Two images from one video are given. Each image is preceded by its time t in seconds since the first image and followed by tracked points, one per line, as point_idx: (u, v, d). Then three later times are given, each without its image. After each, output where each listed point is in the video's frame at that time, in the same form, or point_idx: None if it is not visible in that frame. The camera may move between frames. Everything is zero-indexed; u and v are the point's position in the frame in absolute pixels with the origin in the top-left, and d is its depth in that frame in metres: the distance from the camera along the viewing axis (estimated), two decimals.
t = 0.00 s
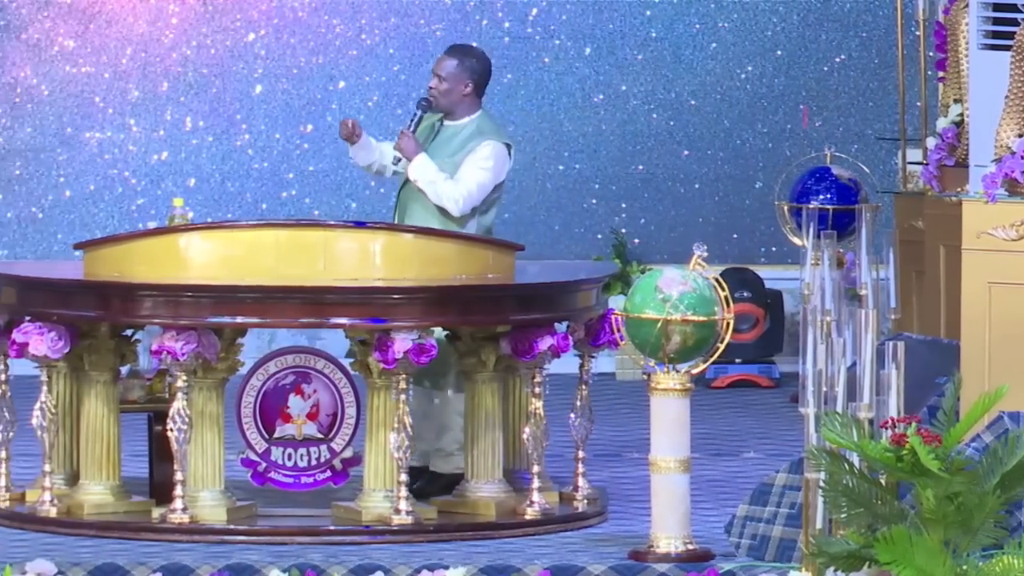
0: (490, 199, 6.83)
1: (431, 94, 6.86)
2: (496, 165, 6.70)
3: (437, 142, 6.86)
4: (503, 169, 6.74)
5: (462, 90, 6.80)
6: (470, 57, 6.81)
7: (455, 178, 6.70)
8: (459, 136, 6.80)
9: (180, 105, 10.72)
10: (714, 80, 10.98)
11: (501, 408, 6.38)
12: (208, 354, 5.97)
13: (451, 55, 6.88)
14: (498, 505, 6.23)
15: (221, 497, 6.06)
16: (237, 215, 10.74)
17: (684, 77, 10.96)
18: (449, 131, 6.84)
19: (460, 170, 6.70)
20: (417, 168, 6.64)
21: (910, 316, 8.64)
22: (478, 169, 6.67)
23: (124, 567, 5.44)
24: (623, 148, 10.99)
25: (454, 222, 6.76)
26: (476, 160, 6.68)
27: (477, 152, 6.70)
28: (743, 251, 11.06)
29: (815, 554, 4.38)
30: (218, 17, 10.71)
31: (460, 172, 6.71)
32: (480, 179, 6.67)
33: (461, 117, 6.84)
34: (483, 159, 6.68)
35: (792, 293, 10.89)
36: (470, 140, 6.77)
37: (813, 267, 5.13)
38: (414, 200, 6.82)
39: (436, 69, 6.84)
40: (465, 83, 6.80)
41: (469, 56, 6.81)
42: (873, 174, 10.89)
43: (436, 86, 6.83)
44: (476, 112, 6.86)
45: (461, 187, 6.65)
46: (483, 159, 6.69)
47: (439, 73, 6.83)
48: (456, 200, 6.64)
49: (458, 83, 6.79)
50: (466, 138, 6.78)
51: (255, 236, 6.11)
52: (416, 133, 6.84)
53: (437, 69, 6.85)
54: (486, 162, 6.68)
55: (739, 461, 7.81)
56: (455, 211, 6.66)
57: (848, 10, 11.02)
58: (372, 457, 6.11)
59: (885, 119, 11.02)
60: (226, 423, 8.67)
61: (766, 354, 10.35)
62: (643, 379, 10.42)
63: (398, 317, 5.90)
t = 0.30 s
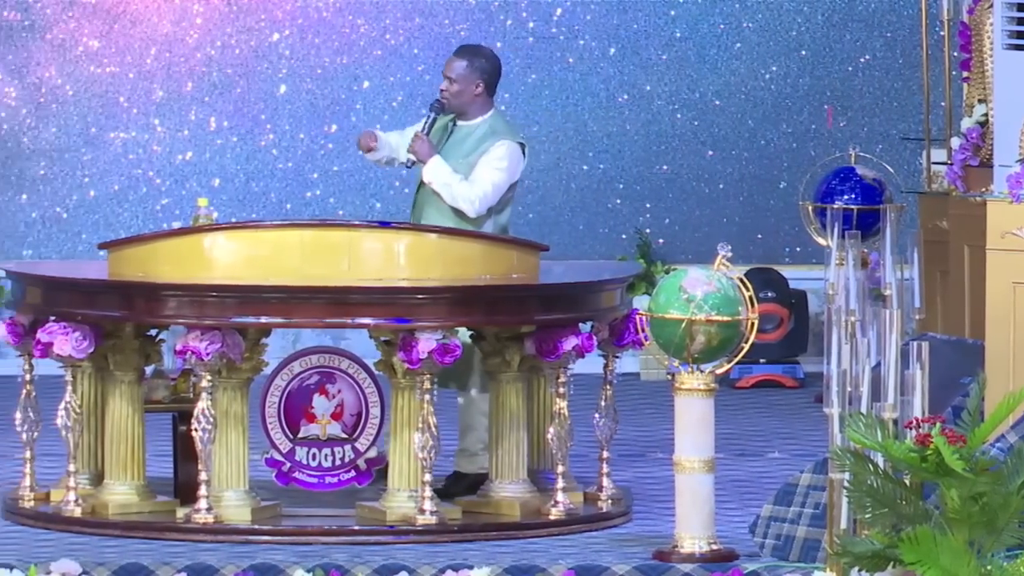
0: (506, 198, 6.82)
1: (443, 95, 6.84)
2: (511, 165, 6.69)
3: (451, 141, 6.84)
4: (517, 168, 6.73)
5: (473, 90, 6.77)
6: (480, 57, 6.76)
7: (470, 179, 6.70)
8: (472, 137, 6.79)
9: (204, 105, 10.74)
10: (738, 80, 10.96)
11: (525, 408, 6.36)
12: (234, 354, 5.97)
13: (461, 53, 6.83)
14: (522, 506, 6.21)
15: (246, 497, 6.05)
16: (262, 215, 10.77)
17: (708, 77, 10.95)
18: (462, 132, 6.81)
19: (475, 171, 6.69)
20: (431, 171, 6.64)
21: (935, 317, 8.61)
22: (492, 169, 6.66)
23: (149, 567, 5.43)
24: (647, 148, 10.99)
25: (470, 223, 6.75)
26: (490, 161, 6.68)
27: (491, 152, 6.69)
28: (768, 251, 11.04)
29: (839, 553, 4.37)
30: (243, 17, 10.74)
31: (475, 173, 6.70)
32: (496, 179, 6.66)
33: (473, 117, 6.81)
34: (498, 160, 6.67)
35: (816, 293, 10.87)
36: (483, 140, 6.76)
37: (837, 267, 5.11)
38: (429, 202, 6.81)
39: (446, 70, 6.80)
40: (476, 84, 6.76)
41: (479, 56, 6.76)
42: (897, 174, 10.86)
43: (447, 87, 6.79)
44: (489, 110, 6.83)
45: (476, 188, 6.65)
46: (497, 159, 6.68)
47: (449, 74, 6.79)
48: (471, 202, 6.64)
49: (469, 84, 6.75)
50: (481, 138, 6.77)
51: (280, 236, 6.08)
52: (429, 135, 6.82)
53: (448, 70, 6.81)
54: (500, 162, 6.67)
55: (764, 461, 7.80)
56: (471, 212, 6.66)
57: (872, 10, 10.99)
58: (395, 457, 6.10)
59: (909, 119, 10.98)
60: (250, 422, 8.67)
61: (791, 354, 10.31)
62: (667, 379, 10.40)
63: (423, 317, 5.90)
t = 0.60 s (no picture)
0: (511, 196, 6.78)
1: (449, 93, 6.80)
2: (515, 163, 6.64)
3: (457, 141, 6.80)
4: (522, 166, 6.68)
5: (480, 90, 6.74)
6: (489, 57, 6.73)
7: (474, 175, 6.63)
8: (477, 136, 6.75)
9: (238, 105, 10.74)
10: (772, 80, 10.89)
11: (558, 408, 6.31)
12: (267, 354, 5.94)
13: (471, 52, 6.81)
14: (555, 506, 6.16)
15: (279, 496, 6.01)
16: (295, 215, 10.75)
17: (741, 77, 10.88)
18: (467, 131, 6.77)
19: (479, 167, 6.63)
20: (435, 166, 6.57)
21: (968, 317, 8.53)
22: (496, 166, 6.60)
23: (182, 567, 5.37)
24: (680, 148, 10.93)
25: (474, 218, 6.71)
26: (495, 157, 6.62)
27: (496, 149, 6.64)
28: (801, 251, 10.94)
29: (872, 555, 4.20)
30: (276, 17, 10.74)
31: (479, 169, 6.64)
32: (500, 176, 6.60)
33: (478, 117, 6.77)
34: (502, 156, 6.62)
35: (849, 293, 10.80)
36: (488, 139, 6.71)
37: (871, 267, 5.09)
38: (435, 199, 6.77)
39: (454, 68, 6.78)
40: (483, 83, 6.73)
41: (488, 56, 6.73)
42: (931, 174, 10.76)
43: (454, 85, 6.76)
44: (495, 111, 6.80)
45: (480, 184, 6.59)
46: (502, 156, 6.62)
47: (457, 72, 6.76)
48: (474, 197, 6.57)
49: (476, 83, 6.73)
50: (486, 137, 6.73)
51: (313, 237, 6.02)
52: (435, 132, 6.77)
53: (455, 69, 6.78)
54: (505, 159, 6.62)
55: (797, 460, 7.73)
56: (472, 208, 6.59)
57: (906, 10, 10.90)
58: (428, 457, 6.06)
59: (944, 119, 10.85)
60: (283, 423, 8.64)
61: (824, 354, 10.24)
62: (701, 379, 10.33)
63: (456, 317, 5.84)
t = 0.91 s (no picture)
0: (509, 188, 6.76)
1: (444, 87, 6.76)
2: (513, 153, 6.62)
3: (452, 135, 6.76)
4: (519, 157, 6.66)
5: (475, 83, 6.71)
6: (485, 51, 6.69)
7: (473, 167, 6.60)
8: (473, 129, 6.72)
9: (266, 105, 10.76)
10: (800, 80, 10.86)
11: (586, 408, 6.29)
12: (295, 354, 5.92)
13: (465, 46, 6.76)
14: (583, 506, 6.13)
15: (307, 496, 5.99)
16: (323, 215, 10.77)
17: (770, 77, 10.84)
18: (463, 125, 6.75)
19: (477, 158, 6.61)
20: (433, 159, 6.52)
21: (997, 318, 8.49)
22: (495, 156, 6.58)
23: (209, 567, 5.33)
24: (708, 148, 10.90)
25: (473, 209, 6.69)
26: (492, 148, 6.60)
27: (494, 140, 6.62)
28: (829, 251, 10.91)
29: (900, 555, 4.01)
30: (304, 17, 10.75)
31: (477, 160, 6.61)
32: (499, 165, 6.57)
33: (472, 111, 6.75)
34: (499, 146, 6.60)
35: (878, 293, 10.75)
36: (485, 131, 6.69)
37: (898, 267, 5.10)
38: (433, 192, 6.75)
39: (449, 61, 6.73)
40: (479, 76, 6.69)
41: (483, 50, 6.69)
42: (959, 174, 10.71)
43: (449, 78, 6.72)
44: (489, 104, 6.77)
45: (479, 174, 6.56)
46: (500, 146, 6.60)
47: (452, 65, 6.71)
48: (474, 187, 6.53)
49: (471, 76, 6.69)
50: (482, 130, 6.71)
51: (341, 237, 5.99)
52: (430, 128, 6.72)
53: (449, 62, 6.74)
54: (503, 149, 6.60)
55: (825, 461, 7.69)
56: (472, 198, 6.56)
57: (934, 10, 10.86)
58: (456, 457, 6.04)
59: (972, 120, 10.84)
60: (310, 423, 8.63)
61: (852, 354, 10.19)
62: (729, 380, 10.30)
63: (484, 317, 5.80)
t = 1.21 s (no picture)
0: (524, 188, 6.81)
1: (455, 87, 6.74)
2: (530, 150, 6.65)
3: (465, 135, 6.83)
4: (535, 153, 6.70)
5: (487, 81, 6.71)
6: (493, 49, 6.66)
7: (493, 167, 6.63)
8: (487, 130, 6.76)
9: (292, 105, 10.76)
10: (826, 80, 10.83)
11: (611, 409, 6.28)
12: (320, 353, 5.90)
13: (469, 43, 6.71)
14: (608, 506, 6.11)
15: (332, 497, 5.98)
16: (348, 215, 10.77)
17: (795, 77, 10.81)
18: (475, 127, 6.79)
19: (496, 159, 6.63)
20: (454, 161, 6.52)
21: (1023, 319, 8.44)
22: (514, 154, 6.61)
23: (235, 566, 5.32)
24: (734, 148, 10.87)
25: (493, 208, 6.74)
26: (510, 146, 6.62)
27: (510, 138, 6.65)
28: (855, 252, 10.87)
29: (925, 556, 3.95)
30: (330, 18, 10.76)
31: (496, 160, 6.64)
32: (519, 163, 6.60)
33: (485, 111, 6.78)
34: (517, 144, 6.63)
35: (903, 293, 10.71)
36: (499, 131, 6.72)
37: (924, 267, 5.05)
38: (449, 194, 6.80)
39: (457, 62, 6.69)
40: (490, 74, 6.69)
41: (491, 48, 6.66)
42: (985, 174, 10.65)
43: (460, 79, 6.69)
44: (500, 103, 6.80)
45: (502, 173, 6.58)
46: (517, 144, 6.63)
47: (462, 66, 6.68)
48: (500, 187, 6.56)
49: (482, 75, 6.67)
50: (496, 130, 6.74)
51: (367, 237, 5.97)
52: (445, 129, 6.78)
53: (457, 62, 6.70)
54: (520, 147, 6.62)
55: (850, 461, 7.66)
56: (497, 198, 6.58)
57: (960, 10, 10.81)
58: (481, 457, 6.02)
59: (997, 119, 10.79)
60: (336, 423, 8.62)
61: (878, 354, 10.15)
62: (755, 380, 10.27)
63: (510, 317, 5.77)
